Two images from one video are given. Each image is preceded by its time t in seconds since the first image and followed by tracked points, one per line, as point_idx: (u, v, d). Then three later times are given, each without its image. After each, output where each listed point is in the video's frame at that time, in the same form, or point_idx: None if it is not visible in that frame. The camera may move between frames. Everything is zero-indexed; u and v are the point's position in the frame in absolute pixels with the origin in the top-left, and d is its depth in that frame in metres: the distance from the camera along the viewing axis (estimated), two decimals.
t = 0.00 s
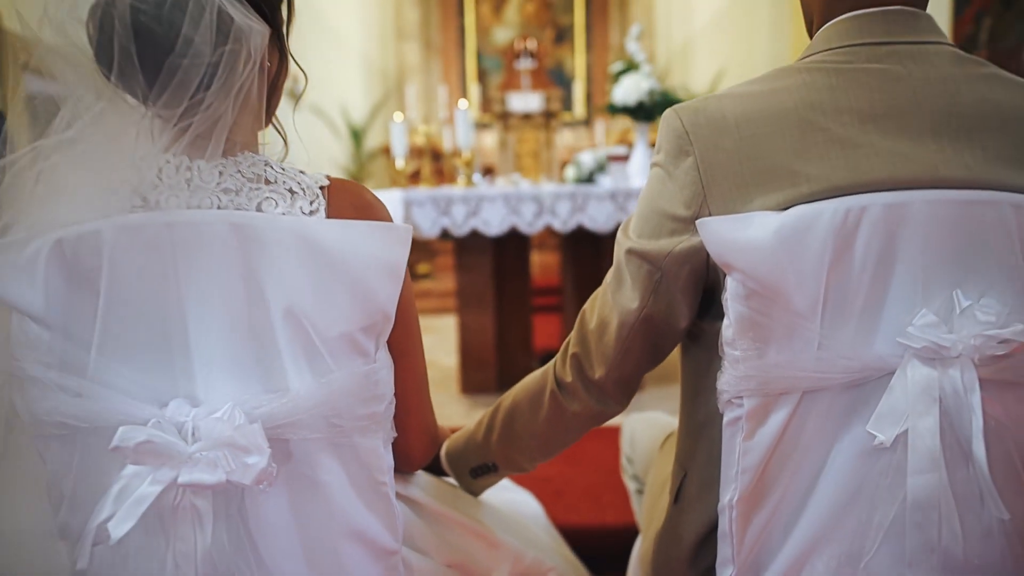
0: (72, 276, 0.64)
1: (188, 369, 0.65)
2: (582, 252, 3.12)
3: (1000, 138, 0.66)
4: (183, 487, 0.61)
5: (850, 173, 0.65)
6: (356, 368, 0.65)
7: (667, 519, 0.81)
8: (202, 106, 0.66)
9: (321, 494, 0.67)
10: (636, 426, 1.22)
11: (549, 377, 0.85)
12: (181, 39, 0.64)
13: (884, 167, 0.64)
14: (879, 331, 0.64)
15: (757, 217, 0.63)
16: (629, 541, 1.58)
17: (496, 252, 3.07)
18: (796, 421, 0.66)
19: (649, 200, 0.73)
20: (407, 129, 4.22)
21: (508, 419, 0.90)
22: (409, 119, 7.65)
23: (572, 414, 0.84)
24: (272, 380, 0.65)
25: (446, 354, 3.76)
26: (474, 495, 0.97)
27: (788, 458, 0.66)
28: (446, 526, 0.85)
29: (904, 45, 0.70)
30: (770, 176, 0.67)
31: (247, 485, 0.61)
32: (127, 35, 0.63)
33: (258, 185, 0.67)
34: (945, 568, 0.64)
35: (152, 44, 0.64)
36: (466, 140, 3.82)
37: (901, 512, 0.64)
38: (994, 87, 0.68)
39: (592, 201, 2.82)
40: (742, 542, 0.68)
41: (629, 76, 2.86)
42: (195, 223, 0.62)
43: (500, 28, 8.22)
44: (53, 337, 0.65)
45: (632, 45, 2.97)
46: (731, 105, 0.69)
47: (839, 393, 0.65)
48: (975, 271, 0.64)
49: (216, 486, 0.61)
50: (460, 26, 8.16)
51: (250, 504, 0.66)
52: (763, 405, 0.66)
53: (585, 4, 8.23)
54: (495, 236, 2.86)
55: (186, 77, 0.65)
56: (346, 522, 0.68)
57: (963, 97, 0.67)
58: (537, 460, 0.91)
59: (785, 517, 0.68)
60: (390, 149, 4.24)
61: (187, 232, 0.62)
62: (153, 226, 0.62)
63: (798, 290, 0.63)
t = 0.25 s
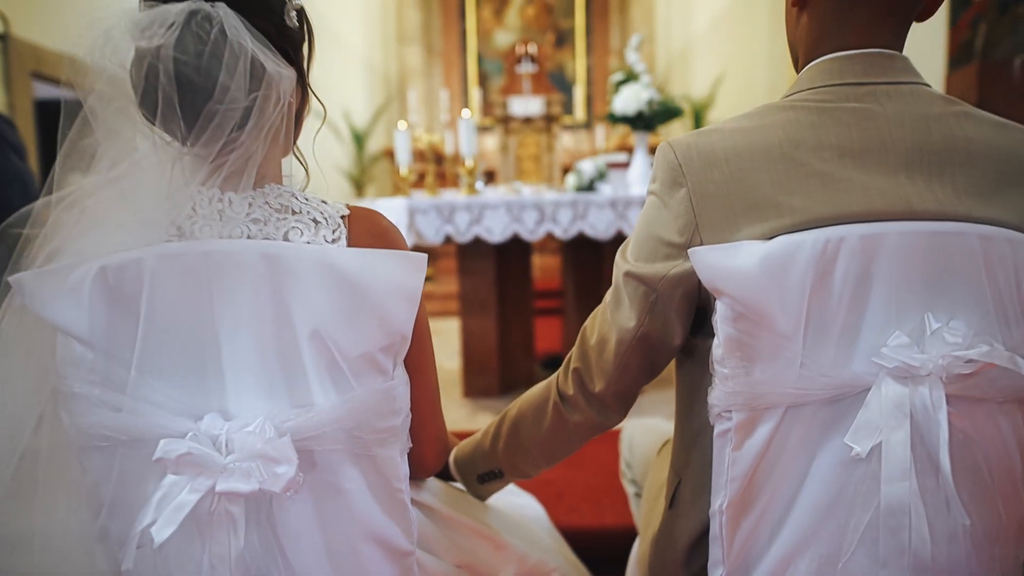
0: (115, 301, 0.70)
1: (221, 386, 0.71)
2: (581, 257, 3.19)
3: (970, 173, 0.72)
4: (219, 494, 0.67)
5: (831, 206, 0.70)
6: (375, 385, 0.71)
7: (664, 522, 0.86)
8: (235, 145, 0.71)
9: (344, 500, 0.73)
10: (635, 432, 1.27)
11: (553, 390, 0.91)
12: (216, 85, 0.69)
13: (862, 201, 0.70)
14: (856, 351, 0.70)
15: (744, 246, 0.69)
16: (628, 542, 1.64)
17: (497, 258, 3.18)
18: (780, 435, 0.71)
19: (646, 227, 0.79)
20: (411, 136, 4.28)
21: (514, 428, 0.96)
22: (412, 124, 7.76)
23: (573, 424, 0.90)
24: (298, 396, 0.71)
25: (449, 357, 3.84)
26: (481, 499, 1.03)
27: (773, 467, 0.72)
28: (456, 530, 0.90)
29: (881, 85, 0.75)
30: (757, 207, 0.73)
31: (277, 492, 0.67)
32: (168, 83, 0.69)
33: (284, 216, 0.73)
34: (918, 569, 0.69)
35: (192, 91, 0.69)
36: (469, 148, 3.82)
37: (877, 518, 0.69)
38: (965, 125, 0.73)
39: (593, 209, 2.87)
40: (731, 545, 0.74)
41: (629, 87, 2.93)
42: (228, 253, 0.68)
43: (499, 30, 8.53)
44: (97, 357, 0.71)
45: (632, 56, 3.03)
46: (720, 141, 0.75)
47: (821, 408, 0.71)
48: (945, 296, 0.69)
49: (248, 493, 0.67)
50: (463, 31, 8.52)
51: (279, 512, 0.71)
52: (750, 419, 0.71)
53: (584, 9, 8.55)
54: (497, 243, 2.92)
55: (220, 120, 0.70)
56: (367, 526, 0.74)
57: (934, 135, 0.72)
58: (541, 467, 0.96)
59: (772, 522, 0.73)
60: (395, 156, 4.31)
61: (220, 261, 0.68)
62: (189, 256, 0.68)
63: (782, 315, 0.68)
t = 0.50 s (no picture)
0: (151, 323, 0.75)
1: (248, 401, 0.76)
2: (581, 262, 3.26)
3: (945, 202, 0.77)
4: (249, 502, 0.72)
5: (814, 235, 0.76)
6: (392, 400, 0.77)
7: (660, 526, 0.92)
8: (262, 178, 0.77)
9: (362, 506, 0.79)
10: (634, 438, 1.32)
11: (556, 401, 0.96)
12: (245, 126, 0.76)
13: (844, 230, 0.75)
14: (836, 369, 0.75)
15: (734, 272, 0.74)
16: (627, 543, 1.70)
17: (499, 262, 3.25)
18: (768, 447, 0.77)
19: (644, 251, 0.84)
20: (415, 143, 4.36)
21: (519, 437, 1.01)
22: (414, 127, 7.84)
23: (576, 434, 0.95)
24: (320, 410, 0.76)
25: (452, 359, 3.91)
26: (487, 504, 1.08)
27: (761, 476, 0.77)
28: (464, 533, 0.96)
29: (863, 120, 0.81)
30: (747, 234, 0.78)
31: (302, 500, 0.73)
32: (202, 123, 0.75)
33: (307, 243, 0.78)
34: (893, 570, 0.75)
35: (224, 131, 0.76)
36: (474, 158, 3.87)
37: (857, 524, 0.75)
38: (941, 157, 0.79)
39: (593, 216, 2.93)
40: (722, 547, 0.79)
41: (629, 96, 2.98)
42: (257, 279, 0.73)
43: (500, 34, 8.65)
44: (133, 374, 0.77)
45: (632, 66, 3.10)
46: (713, 172, 0.80)
47: (806, 421, 0.76)
48: (920, 318, 0.75)
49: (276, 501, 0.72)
50: (465, 34, 8.65)
51: (303, 519, 0.77)
52: (740, 431, 0.77)
53: (585, 11, 8.63)
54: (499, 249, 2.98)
55: (248, 156, 0.76)
56: (384, 530, 0.79)
57: (912, 167, 0.78)
58: (544, 474, 1.02)
59: (761, 526, 0.79)
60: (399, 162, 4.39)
61: (250, 286, 0.73)
62: (220, 282, 0.73)
63: (769, 335, 0.74)
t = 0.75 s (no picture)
0: (181, 344, 0.81)
1: (270, 417, 0.82)
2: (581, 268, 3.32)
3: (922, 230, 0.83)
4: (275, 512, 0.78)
5: (800, 261, 0.81)
6: (406, 415, 0.82)
7: (657, 532, 0.98)
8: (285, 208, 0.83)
9: (378, 514, 0.84)
10: (632, 445, 1.37)
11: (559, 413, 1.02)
12: (270, 161, 0.82)
13: (828, 257, 0.81)
14: (820, 386, 0.81)
15: (724, 296, 0.79)
16: (626, 545, 1.75)
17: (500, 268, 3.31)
18: (756, 460, 0.82)
19: (641, 273, 0.89)
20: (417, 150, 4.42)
21: (524, 446, 1.07)
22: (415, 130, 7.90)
23: (577, 444, 1.01)
24: (339, 424, 0.82)
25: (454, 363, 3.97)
26: (493, 510, 1.13)
27: (750, 486, 0.83)
28: (471, 538, 1.01)
29: (847, 152, 0.86)
30: (737, 260, 0.83)
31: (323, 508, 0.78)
32: (232, 162, 0.82)
33: (326, 267, 0.83)
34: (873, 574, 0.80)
35: (252, 166, 0.83)
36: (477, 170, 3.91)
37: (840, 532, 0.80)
38: (921, 188, 0.84)
39: (593, 224, 2.98)
40: (715, 552, 0.85)
41: (629, 105, 3.05)
42: (281, 303, 0.79)
43: (501, 37, 8.73)
44: (162, 392, 0.82)
45: (632, 75, 3.16)
46: (707, 199, 0.85)
47: (792, 435, 0.82)
48: (900, 339, 0.80)
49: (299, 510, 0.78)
50: (466, 37, 8.73)
51: (322, 528, 0.82)
52: (731, 444, 0.82)
53: (585, 14, 8.71)
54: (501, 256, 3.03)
55: (273, 190, 0.82)
56: (399, 536, 0.85)
57: (893, 197, 0.83)
58: (547, 482, 1.07)
59: (751, 533, 0.84)
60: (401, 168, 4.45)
61: (274, 310, 0.79)
62: (246, 306, 0.79)
63: (757, 355, 0.79)
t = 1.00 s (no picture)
0: (202, 365, 0.86)
1: (286, 434, 0.87)
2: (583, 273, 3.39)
3: (904, 256, 0.87)
4: (292, 522, 0.83)
5: (786, 287, 0.86)
6: (414, 431, 0.87)
7: (652, 540, 1.03)
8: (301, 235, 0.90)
9: (389, 524, 0.89)
10: (630, 452, 1.42)
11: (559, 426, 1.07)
12: (288, 194, 0.89)
13: (812, 285, 0.86)
14: (806, 404, 0.85)
15: (715, 319, 0.84)
16: (624, 548, 1.80)
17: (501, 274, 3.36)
18: (745, 474, 0.87)
19: (637, 294, 0.95)
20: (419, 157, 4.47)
21: (525, 457, 1.11)
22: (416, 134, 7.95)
23: (577, 455, 1.06)
24: (352, 441, 0.86)
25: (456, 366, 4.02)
26: (496, 517, 1.18)
27: (739, 499, 0.88)
28: (477, 545, 1.05)
29: (831, 181, 0.91)
30: (727, 284, 0.88)
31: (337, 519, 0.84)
32: (253, 196, 0.88)
33: (338, 291, 0.88)
34: None
35: (274, 199, 0.89)
36: (479, 178, 3.95)
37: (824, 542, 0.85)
38: (902, 217, 0.89)
39: (593, 231, 3.03)
40: (705, 560, 0.90)
41: (629, 114, 3.10)
42: (297, 326, 0.83)
43: (501, 40, 8.79)
44: (185, 410, 0.87)
45: (632, 84, 3.21)
46: (700, 226, 0.89)
47: (779, 449, 0.86)
48: (882, 360, 0.84)
49: (314, 521, 0.83)
50: (467, 40, 8.78)
51: (336, 538, 0.87)
52: (720, 458, 0.87)
53: (585, 17, 8.75)
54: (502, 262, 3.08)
55: (291, 220, 0.89)
56: (408, 545, 0.90)
57: (876, 225, 0.88)
58: (548, 492, 1.12)
59: (740, 542, 0.89)
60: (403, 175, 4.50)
61: (291, 332, 0.84)
62: (265, 329, 0.84)
63: (746, 375, 0.84)
